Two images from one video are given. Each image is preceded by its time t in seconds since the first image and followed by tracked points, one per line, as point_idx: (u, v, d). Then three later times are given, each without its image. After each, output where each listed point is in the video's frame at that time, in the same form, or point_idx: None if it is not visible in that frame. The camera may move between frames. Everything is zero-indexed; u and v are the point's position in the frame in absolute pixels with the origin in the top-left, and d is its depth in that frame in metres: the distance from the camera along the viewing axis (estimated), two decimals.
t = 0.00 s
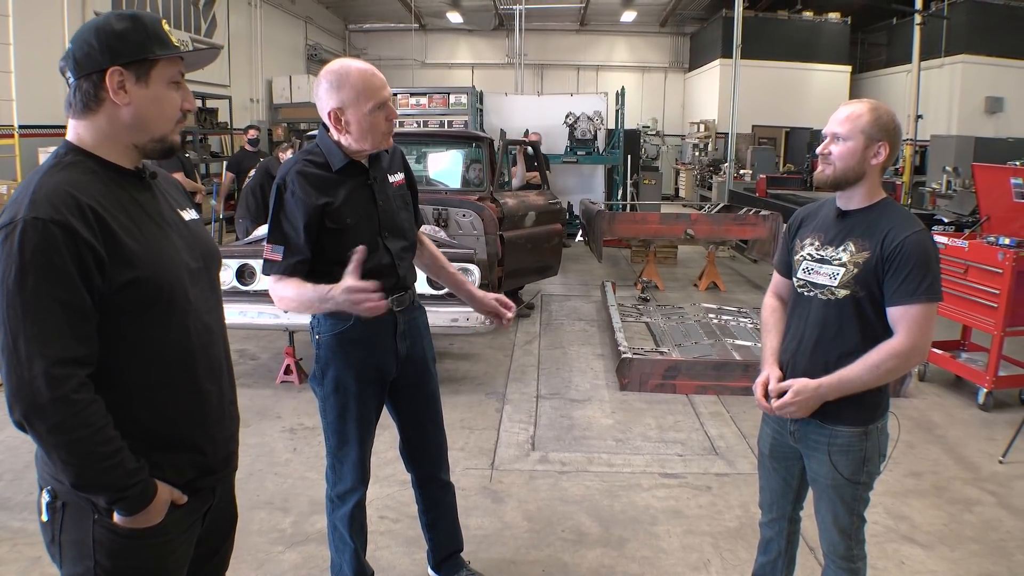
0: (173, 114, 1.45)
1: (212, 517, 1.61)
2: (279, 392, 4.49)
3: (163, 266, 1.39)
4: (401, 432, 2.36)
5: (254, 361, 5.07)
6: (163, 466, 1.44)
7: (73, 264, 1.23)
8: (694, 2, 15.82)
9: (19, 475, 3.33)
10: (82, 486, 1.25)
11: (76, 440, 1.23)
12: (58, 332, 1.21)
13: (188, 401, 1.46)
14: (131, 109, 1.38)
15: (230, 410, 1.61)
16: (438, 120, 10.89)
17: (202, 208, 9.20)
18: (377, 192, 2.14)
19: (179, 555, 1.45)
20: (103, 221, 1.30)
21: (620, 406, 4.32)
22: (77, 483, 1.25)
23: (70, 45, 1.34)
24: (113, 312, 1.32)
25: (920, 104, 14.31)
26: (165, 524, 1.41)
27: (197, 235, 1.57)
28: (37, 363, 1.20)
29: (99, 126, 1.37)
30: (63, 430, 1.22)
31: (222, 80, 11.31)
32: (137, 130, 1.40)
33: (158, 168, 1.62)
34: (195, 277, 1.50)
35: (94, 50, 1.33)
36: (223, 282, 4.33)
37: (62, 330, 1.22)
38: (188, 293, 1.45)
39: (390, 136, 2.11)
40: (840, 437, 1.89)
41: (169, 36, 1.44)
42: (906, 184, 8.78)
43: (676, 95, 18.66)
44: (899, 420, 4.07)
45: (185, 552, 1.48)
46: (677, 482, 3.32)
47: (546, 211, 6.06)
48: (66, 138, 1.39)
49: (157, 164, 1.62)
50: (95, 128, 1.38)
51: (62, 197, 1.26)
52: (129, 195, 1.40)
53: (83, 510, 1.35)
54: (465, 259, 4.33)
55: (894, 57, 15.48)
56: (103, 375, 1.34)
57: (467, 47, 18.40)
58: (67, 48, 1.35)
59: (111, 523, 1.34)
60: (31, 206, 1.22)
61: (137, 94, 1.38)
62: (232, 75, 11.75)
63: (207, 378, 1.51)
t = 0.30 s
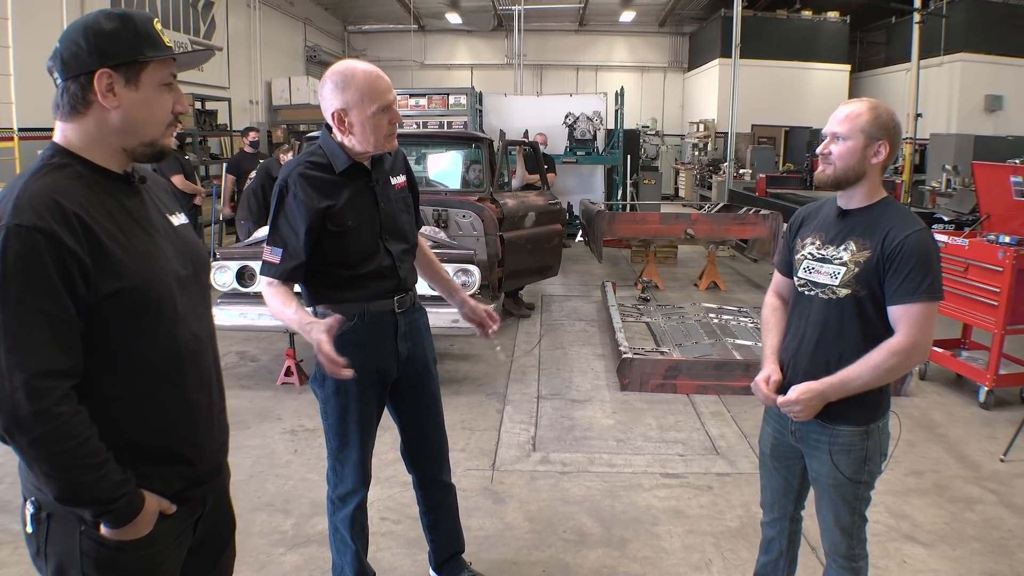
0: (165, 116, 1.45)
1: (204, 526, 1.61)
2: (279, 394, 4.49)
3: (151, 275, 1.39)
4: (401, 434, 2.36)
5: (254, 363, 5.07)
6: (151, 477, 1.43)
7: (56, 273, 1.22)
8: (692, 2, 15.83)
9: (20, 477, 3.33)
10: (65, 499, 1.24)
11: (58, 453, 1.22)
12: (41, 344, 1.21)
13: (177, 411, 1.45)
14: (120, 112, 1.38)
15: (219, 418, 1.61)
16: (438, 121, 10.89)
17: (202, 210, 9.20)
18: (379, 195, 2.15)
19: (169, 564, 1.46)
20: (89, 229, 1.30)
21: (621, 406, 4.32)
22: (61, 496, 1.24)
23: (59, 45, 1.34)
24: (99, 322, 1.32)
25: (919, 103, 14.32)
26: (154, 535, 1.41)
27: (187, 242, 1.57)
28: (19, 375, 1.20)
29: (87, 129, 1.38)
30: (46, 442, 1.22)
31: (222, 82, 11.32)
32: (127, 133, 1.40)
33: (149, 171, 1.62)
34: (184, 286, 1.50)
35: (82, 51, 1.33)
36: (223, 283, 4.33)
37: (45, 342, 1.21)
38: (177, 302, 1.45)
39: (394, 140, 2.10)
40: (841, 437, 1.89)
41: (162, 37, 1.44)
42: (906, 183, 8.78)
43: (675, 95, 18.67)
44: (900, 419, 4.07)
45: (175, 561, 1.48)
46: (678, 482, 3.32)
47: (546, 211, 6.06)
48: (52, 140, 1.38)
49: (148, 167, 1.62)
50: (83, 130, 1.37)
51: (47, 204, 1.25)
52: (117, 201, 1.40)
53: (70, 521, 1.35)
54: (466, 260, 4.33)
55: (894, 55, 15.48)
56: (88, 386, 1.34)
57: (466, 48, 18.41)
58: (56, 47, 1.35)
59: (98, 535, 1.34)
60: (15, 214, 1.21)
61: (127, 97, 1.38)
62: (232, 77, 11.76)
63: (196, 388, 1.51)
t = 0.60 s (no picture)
0: (164, 120, 1.45)
1: (199, 529, 1.61)
2: (280, 396, 4.49)
3: (147, 277, 1.39)
4: (401, 435, 2.36)
5: (254, 365, 5.07)
6: (149, 479, 1.43)
7: (54, 274, 1.22)
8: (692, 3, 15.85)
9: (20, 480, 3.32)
10: (64, 500, 1.24)
11: (58, 454, 1.22)
12: (41, 345, 1.21)
13: (174, 413, 1.46)
14: (117, 115, 1.38)
15: (215, 421, 1.61)
16: (437, 123, 10.90)
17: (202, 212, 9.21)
18: (379, 197, 2.15)
19: (167, 567, 1.46)
20: (87, 231, 1.30)
21: (621, 407, 4.32)
22: (60, 498, 1.24)
23: (56, 47, 1.33)
24: (97, 323, 1.32)
25: (918, 103, 14.32)
26: (152, 538, 1.40)
27: (183, 245, 1.58)
28: (19, 376, 1.20)
29: (85, 131, 1.37)
30: (46, 443, 1.21)
31: (221, 84, 11.33)
32: (125, 136, 1.40)
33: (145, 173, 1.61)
34: (181, 289, 1.50)
35: (79, 54, 1.33)
36: (223, 286, 4.34)
37: (45, 342, 1.21)
38: (174, 304, 1.45)
39: (393, 140, 2.10)
40: (842, 438, 1.89)
41: (160, 40, 1.44)
42: (906, 183, 8.78)
43: (675, 96, 18.69)
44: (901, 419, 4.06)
45: (173, 564, 1.48)
46: (678, 483, 3.32)
47: (546, 213, 6.06)
48: (49, 142, 1.38)
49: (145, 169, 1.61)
50: (81, 133, 1.37)
51: (45, 204, 1.25)
52: (115, 202, 1.40)
53: (69, 525, 1.35)
54: (465, 261, 4.32)
55: (893, 56, 15.49)
56: (86, 388, 1.33)
57: (466, 49, 18.43)
58: (53, 50, 1.35)
59: (97, 539, 1.34)
60: (12, 213, 1.21)
61: (124, 99, 1.38)
62: (231, 79, 11.77)
63: (193, 390, 1.51)
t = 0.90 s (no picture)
0: (171, 121, 1.46)
1: (202, 519, 1.61)
2: (280, 395, 4.49)
3: (152, 259, 1.40)
4: (401, 436, 2.36)
5: (254, 364, 5.07)
6: (155, 465, 1.43)
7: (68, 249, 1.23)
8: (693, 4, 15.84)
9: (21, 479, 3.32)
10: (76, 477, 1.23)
11: (76, 428, 1.22)
12: (58, 318, 1.21)
13: (179, 397, 1.46)
14: (127, 116, 1.38)
15: (218, 408, 1.61)
16: (438, 123, 10.90)
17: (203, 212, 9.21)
18: (379, 196, 2.15)
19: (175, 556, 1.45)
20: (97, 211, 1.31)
21: (621, 407, 4.32)
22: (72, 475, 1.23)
23: (66, 50, 1.33)
24: (106, 303, 1.32)
25: (919, 104, 14.31)
26: (160, 526, 1.40)
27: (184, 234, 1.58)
28: (36, 349, 1.19)
29: (95, 132, 1.37)
30: (64, 416, 1.21)
31: (221, 84, 11.33)
32: (135, 136, 1.40)
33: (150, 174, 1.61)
34: (184, 274, 1.51)
35: (90, 56, 1.33)
36: (223, 285, 4.34)
37: (62, 316, 1.21)
38: (179, 287, 1.46)
39: (391, 139, 2.10)
40: (842, 438, 1.88)
41: (169, 42, 1.44)
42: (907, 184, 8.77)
43: (676, 96, 18.68)
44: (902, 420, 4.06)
45: (180, 554, 1.47)
46: (678, 483, 3.31)
47: (546, 213, 6.05)
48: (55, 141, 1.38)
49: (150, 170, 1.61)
50: (88, 133, 1.37)
51: (57, 183, 1.25)
52: (121, 188, 1.41)
53: (78, 516, 1.34)
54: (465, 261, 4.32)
55: (894, 56, 15.48)
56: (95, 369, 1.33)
57: (466, 49, 18.43)
58: (63, 52, 1.34)
59: (107, 529, 1.34)
60: (23, 191, 1.21)
61: (134, 101, 1.38)
62: (232, 79, 11.76)
63: (197, 374, 1.52)
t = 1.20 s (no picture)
0: (165, 122, 1.45)
1: (202, 521, 1.61)
2: (279, 396, 4.49)
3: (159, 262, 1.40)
4: (401, 436, 2.36)
5: (253, 365, 5.07)
6: (154, 466, 1.42)
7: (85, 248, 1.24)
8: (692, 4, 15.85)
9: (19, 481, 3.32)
10: (78, 479, 1.22)
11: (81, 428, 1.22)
12: (72, 317, 1.21)
13: (181, 398, 1.45)
14: (121, 117, 1.38)
15: (215, 410, 1.61)
16: (437, 123, 10.89)
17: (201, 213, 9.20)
18: (377, 196, 2.14)
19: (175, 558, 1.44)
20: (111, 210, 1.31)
21: (621, 407, 4.32)
22: (74, 476, 1.22)
23: (58, 50, 1.32)
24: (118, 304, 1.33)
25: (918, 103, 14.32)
26: (159, 527, 1.39)
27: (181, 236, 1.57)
28: (51, 345, 1.19)
29: (87, 132, 1.37)
30: (72, 416, 1.21)
31: (220, 85, 11.32)
32: (128, 137, 1.40)
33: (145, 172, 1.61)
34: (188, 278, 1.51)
35: (83, 57, 1.32)
36: (222, 286, 4.33)
37: (77, 315, 1.22)
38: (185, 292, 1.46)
39: (388, 139, 2.10)
40: (842, 437, 1.88)
41: (162, 43, 1.43)
42: (906, 183, 8.78)
43: (675, 96, 18.69)
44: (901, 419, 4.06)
45: (179, 556, 1.46)
46: (678, 483, 3.31)
47: (545, 212, 6.06)
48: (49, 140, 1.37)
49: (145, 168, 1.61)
50: (83, 133, 1.37)
51: (75, 179, 1.26)
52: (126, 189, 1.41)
53: (79, 517, 1.34)
54: (464, 262, 4.32)
55: (893, 56, 15.48)
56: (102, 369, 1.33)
57: (465, 50, 18.43)
58: (55, 52, 1.33)
59: (105, 530, 1.33)
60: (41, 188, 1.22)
61: (128, 102, 1.37)
62: (231, 79, 11.75)
63: (197, 376, 1.51)
